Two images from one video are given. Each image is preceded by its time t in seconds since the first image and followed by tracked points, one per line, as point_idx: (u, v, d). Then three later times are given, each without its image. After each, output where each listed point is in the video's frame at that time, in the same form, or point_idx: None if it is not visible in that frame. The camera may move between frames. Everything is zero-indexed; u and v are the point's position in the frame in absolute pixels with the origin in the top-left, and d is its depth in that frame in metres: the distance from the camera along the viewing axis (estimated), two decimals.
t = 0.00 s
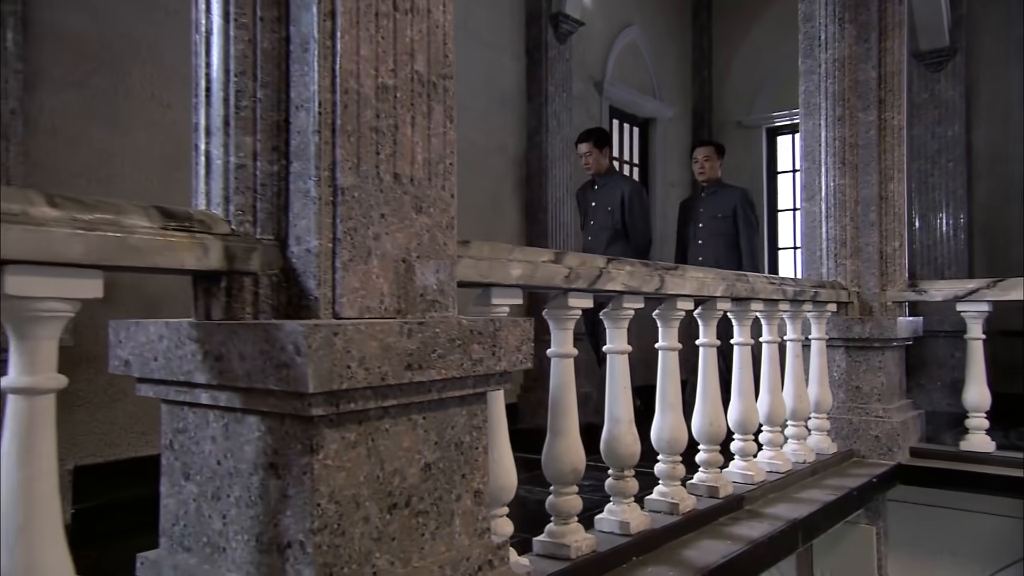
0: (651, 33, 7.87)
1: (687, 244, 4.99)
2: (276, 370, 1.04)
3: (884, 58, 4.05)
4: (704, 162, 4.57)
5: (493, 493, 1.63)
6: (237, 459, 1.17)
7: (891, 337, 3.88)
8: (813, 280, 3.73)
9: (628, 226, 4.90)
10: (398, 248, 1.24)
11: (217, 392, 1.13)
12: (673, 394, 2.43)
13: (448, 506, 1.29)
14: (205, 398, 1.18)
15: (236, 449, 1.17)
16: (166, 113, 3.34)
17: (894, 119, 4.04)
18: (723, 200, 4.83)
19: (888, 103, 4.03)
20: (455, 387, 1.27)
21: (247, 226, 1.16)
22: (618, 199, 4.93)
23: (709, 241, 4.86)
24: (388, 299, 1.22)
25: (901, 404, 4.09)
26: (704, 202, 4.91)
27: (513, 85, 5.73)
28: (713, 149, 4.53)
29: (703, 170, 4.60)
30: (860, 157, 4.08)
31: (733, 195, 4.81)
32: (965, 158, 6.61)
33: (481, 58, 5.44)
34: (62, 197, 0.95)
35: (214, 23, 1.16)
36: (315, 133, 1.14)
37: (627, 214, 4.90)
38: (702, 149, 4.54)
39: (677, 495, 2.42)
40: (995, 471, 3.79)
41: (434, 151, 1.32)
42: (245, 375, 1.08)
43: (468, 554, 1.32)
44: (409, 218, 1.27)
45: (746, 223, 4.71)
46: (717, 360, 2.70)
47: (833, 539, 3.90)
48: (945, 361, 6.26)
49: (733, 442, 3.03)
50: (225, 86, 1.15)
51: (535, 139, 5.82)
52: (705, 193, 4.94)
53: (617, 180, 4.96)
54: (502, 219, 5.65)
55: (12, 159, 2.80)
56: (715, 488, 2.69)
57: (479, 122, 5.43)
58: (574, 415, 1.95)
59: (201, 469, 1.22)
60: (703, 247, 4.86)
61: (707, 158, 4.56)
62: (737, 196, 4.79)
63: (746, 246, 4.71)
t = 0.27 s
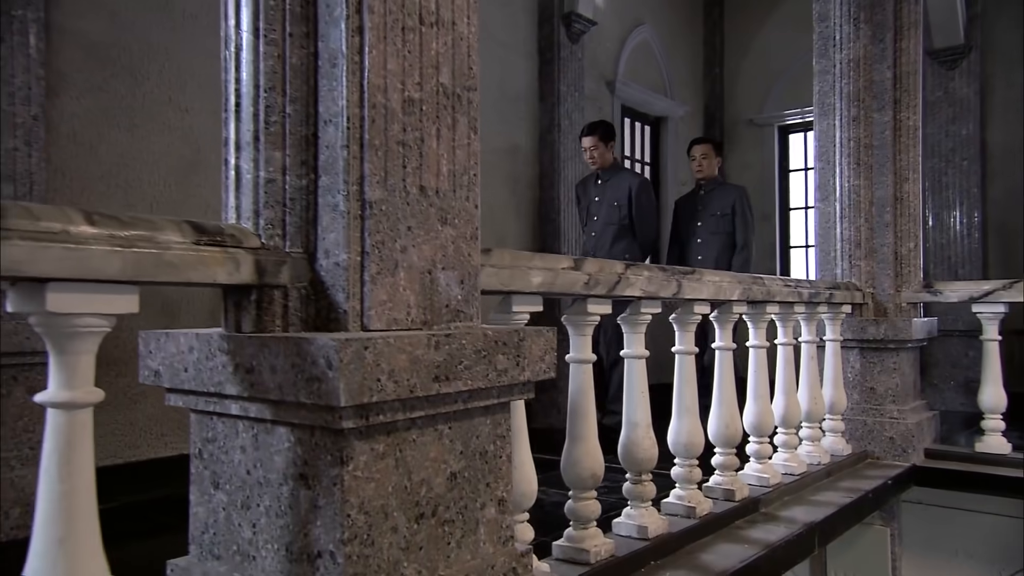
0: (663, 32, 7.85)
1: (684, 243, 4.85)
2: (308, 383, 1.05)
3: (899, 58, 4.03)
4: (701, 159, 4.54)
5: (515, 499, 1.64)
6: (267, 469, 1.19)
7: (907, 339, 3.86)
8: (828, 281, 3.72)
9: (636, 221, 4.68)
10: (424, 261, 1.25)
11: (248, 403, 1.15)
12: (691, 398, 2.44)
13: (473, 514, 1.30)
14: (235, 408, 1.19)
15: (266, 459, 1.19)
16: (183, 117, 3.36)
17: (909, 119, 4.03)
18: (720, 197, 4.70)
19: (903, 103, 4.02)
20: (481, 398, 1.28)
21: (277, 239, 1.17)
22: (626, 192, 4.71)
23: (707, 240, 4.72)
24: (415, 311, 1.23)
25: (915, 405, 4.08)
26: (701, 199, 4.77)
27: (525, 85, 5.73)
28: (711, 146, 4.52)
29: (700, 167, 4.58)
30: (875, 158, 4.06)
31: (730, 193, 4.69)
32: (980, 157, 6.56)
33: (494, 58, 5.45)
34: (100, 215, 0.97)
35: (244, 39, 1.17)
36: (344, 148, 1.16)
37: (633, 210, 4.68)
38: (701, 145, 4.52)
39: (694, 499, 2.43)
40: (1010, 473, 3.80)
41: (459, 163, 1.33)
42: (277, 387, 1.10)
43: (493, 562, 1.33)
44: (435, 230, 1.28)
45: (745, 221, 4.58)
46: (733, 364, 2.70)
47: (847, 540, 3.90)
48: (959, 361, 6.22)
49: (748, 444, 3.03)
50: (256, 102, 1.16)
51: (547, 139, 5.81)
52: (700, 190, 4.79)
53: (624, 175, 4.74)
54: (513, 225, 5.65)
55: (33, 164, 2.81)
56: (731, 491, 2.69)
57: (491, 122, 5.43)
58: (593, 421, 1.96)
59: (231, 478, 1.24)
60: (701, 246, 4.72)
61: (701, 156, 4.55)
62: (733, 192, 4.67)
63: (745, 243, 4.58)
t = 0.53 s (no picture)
0: (671, 31, 7.85)
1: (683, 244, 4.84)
2: (329, 395, 1.06)
3: (910, 58, 4.00)
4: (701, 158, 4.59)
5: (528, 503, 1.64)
6: (287, 478, 1.20)
7: (917, 340, 3.86)
8: (838, 283, 3.72)
9: (638, 220, 4.67)
10: (441, 270, 1.27)
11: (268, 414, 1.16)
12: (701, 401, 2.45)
13: (490, 522, 1.31)
14: (255, 418, 1.21)
15: (285, 468, 1.20)
16: (194, 120, 3.38)
17: (920, 119, 3.99)
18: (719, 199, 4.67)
19: (913, 103, 3.99)
20: (498, 406, 1.29)
21: (296, 251, 1.18)
22: (628, 191, 4.69)
23: (707, 242, 4.71)
24: (432, 320, 1.25)
25: (925, 406, 4.07)
26: (700, 200, 4.75)
27: (533, 85, 5.73)
28: (711, 145, 4.58)
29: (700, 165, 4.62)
30: (885, 158, 4.05)
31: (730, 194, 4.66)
32: (990, 156, 6.52)
33: (503, 59, 5.46)
34: (126, 230, 0.98)
35: (264, 53, 1.18)
36: (363, 160, 1.17)
37: (636, 210, 4.67)
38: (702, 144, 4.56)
39: (705, 502, 2.44)
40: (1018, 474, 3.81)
41: (475, 173, 1.34)
42: (297, 398, 1.11)
43: (509, 568, 1.34)
44: (452, 240, 1.29)
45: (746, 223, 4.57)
46: (744, 366, 2.71)
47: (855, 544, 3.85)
48: (968, 361, 6.20)
49: (758, 446, 3.03)
50: (275, 116, 1.18)
51: (555, 140, 5.82)
52: (699, 191, 4.78)
53: (625, 173, 4.73)
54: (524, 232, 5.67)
55: (50, 168, 2.79)
56: (742, 493, 2.70)
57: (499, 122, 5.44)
58: (606, 425, 1.96)
59: (251, 486, 1.25)
60: (700, 248, 4.71)
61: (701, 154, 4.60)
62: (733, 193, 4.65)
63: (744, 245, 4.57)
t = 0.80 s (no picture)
0: (681, 27, 7.83)
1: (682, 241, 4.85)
2: (352, 406, 1.08)
3: (923, 56, 3.98)
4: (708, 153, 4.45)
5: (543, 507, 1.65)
6: (309, 485, 1.22)
7: (929, 339, 3.85)
8: (850, 282, 3.72)
9: (635, 219, 4.66)
10: (460, 280, 1.28)
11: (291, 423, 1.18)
12: (715, 403, 2.45)
13: (508, 528, 1.33)
14: (277, 426, 1.22)
15: (307, 476, 1.22)
16: (209, 122, 3.41)
17: (933, 118, 3.97)
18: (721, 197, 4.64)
19: (926, 102, 3.97)
20: (516, 414, 1.30)
21: (318, 262, 1.20)
22: (624, 190, 4.67)
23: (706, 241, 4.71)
24: (452, 330, 1.26)
25: (938, 405, 4.06)
26: (701, 197, 4.73)
27: (544, 84, 5.74)
28: (717, 139, 4.44)
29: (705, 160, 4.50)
30: (898, 157, 4.03)
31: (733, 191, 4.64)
32: (1003, 152, 6.48)
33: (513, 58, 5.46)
34: (154, 244, 1.00)
35: (286, 67, 1.20)
36: (383, 172, 1.18)
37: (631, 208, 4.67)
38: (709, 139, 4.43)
39: (718, 503, 2.45)
40: None
41: (493, 183, 1.35)
42: (320, 408, 1.13)
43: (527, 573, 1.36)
44: (471, 249, 1.30)
45: (747, 224, 4.56)
46: (756, 367, 2.71)
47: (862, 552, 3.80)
48: (980, 358, 6.17)
49: (770, 446, 3.04)
50: (297, 129, 1.19)
51: (565, 138, 5.82)
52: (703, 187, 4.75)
53: (619, 172, 4.71)
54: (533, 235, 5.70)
55: (68, 172, 2.81)
56: (755, 494, 2.71)
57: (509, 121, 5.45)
58: (619, 428, 1.98)
59: (273, 493, 1.27)
60: (698, 245, 4.71)
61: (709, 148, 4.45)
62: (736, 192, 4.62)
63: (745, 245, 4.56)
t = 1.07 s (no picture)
0: (696, 25, 7.80)
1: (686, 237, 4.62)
2: (378, 418, 1.09)
3: (940, 56, 3.95)
4: (711, 146, 4.26)
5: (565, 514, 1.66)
6: (335, 494, 1.24)
7: (946, 341, 3.83)
8: (867, 284, 3.70)
9: (627, 215, 4.31)
10: (483, 291, 1.29)
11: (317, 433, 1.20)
12: (731, 407, 2.46)
13: (530, 536, 1.35)
14: (303, 435, 1.24)
15: (333, 484, 1.24)
16: (227, 125, 3.43)
17: (950, 118, 3.95)
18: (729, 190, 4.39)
19: (944, 102, 3.94)
20: (538, 424, 1.31)
21: (344, 274, 1.22)
22: (613, 184, 4.32)
23: (711, 237, 4.48)
24: (475, 340, 1.27)
25: (954, 407, 4.04)
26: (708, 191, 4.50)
27: (558, 84, 5.74)
28: (723, 133, 4.22)
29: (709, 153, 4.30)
30: (915, 157, 4.01)
31: (740, 185, 4.36)
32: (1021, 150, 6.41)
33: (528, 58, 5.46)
34: (185, 260, 1.02)
35: (312, 82, 1.21)
36: (408, 186, 1.19)
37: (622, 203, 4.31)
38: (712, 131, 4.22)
39: (734, 507, 2.45)
40: None
41: (515, 194, 1.37)
42: (346, 420, 1.14)
43: None
44: (493, 260, 1.32)
45: (754, 217, 4.25)
46: (773, 371, 2.71)
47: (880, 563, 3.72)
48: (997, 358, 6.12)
49: (786, 449, 3.04)
50: (323, 143, 1.21)
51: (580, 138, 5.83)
52: (709, 181, 4.53)
53: (608, 166, 4.36)
54: (546, 238, 5.66)
55: (91, 177, 2.84)
56: (771, 497, 2.71)
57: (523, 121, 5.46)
58: (637, 434, 1.98)
59: (299, 501, 1.29)
60: (705, 241, 4.49)
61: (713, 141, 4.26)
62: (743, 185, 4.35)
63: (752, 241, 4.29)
